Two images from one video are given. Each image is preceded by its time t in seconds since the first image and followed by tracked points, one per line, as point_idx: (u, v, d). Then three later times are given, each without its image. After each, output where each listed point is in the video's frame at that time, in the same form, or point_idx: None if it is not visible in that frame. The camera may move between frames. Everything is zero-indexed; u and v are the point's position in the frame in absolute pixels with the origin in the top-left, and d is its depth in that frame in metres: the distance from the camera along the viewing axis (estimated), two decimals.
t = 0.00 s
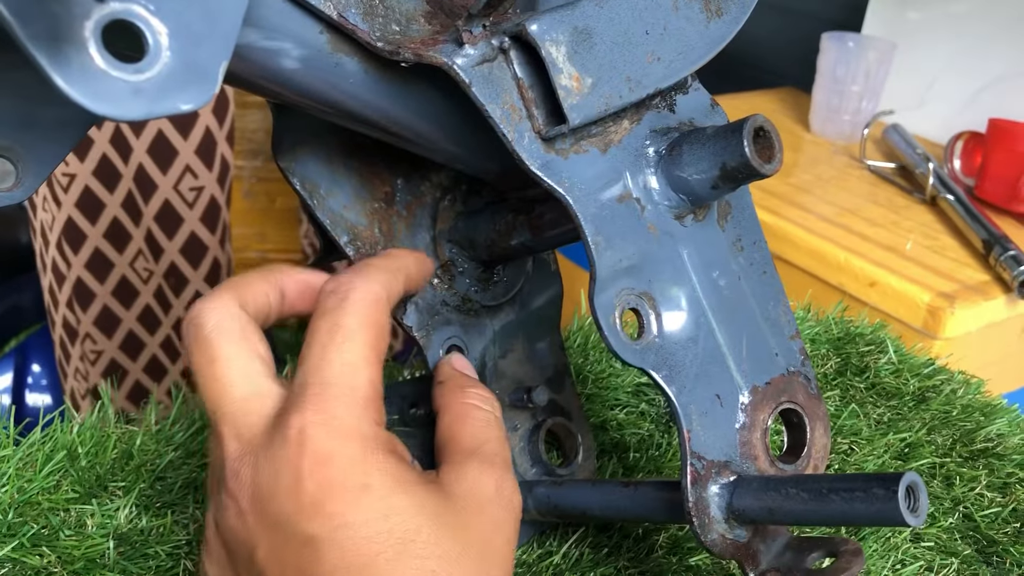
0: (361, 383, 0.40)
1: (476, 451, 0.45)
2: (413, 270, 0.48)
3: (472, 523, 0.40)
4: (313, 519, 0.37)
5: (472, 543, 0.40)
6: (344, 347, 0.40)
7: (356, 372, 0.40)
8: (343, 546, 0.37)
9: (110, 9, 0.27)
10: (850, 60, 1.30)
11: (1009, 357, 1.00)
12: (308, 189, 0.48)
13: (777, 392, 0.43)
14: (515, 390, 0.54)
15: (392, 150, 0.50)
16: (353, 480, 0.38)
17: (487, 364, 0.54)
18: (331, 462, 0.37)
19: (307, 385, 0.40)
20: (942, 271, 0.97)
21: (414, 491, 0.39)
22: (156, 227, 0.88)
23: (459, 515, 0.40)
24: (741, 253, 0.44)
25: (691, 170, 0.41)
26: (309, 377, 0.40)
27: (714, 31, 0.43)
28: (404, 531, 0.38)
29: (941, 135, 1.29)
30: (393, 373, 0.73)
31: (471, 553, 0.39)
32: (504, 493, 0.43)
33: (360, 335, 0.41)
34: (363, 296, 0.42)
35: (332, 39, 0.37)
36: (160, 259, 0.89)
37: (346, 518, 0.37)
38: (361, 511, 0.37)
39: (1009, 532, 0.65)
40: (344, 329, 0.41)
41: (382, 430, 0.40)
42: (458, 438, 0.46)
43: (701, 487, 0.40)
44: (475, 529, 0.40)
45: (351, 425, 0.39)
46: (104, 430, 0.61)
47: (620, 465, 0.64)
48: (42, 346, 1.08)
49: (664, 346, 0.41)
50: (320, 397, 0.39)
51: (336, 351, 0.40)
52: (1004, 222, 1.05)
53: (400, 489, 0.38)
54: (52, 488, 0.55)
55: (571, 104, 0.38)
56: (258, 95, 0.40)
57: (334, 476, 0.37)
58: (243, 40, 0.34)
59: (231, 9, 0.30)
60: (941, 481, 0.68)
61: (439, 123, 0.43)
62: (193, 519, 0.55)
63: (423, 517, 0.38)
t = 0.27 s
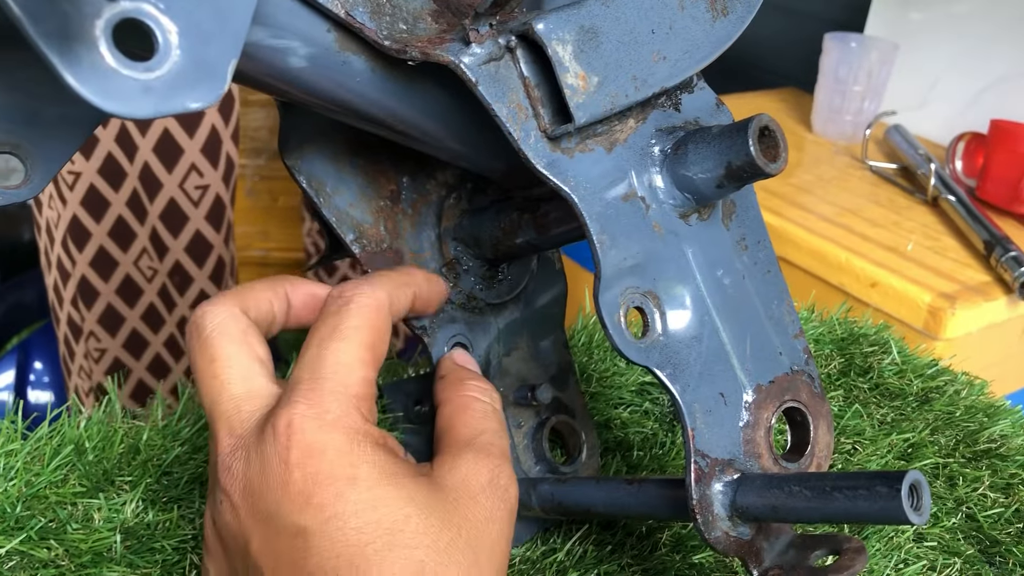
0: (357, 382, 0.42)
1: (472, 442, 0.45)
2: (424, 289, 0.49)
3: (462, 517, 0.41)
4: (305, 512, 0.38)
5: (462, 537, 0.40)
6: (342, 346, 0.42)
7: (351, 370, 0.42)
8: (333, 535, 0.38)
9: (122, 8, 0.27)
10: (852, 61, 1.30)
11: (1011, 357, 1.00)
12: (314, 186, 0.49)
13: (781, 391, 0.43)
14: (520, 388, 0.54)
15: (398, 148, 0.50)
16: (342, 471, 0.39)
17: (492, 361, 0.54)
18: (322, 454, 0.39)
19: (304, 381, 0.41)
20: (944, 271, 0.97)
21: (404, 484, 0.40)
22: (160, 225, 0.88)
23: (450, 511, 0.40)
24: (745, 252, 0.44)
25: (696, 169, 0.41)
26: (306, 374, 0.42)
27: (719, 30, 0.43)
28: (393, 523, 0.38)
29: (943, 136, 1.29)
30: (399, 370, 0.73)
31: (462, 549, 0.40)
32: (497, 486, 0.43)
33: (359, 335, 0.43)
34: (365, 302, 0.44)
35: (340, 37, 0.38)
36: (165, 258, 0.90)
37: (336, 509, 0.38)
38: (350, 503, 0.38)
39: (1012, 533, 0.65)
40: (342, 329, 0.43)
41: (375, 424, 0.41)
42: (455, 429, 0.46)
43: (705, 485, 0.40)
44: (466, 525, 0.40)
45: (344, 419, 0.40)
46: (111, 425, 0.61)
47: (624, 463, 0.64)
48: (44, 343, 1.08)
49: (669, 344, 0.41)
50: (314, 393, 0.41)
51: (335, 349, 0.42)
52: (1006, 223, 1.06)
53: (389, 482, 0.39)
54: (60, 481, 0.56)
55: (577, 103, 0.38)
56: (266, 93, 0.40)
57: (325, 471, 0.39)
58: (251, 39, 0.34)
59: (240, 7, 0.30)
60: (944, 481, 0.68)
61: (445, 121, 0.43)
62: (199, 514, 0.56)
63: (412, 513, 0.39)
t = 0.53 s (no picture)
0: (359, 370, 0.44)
1: (472, 431, 0.46)
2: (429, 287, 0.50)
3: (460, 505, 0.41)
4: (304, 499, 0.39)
5: (458, 526, 0.40)
6: (342, 337, 0.44)
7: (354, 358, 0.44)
8: (332, 519, 0.39)
9: (138, 7, 0.27)
10: (856, 62, 1.30)
11: (1016, 357, 1.00)
12: (324, 184, 0.49)
13: (787, 388, 0.44)
14: (527, 385, 0.55)
15: (406, 147, 0.51)
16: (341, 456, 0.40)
17: (500, 358, 0.54)
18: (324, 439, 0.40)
19: (307, 370, 0.43)
20: (947, 272, 0.97)
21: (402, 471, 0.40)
22: (168, 223, 0.89)
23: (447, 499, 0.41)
24: (752, 250, 0.45)
25: (703, 168, 0.41)
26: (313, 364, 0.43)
27: (726, 30, 0.43)
28: (389, 510, 0.39)
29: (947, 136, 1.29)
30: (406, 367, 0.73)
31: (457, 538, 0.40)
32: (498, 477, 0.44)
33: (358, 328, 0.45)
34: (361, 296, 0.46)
35: (351, 36, 0.38)
36: (172, 256, 0.90)
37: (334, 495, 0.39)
38: (349, 490, 0.39)
39: (1016, 532, 0.65)
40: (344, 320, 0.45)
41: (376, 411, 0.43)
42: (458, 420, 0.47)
43: (710, 481, 0.40)
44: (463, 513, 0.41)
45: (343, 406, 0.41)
46: (121, 420, 0.62)
47: (629, 460, 0.64)
48: (49, 341, 1.09)
49: (675, 342, 0.41)
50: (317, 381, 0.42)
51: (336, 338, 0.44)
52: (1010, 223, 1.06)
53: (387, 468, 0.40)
54: (71, 475, 0.56)
55: (585, 102, 0.39)
56: (278, 92, 0.40)
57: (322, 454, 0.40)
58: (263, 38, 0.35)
59: (253, 6, 0.30)
60: (949, 480, 0.68)
61: (454, 120, 0.43)
62: (209, 508, 0.57)
63: (407, 500, 0.39)
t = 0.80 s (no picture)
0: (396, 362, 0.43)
1: (489, 419, 0.46)
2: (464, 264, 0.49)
3: (478, 493, 0.41)
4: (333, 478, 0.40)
5: (477, 514, 0.41)
6: (386, 325, 0.44)
7: (394, 348, 0.43)
8: (355, 499, 0.39)
9: (149, 4, 0.27)
10: (861, 64, 1.30)
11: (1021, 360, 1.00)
12: (331, 183, 0.49)
13: (793, 386, 0.44)
14: (533, 384, 0.55)
15: (413, 146, 0.51)
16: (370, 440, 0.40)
17: (506, 357, 0.54)
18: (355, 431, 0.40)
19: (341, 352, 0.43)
20: (952, 274, 0.97)
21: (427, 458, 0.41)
22: (174, 223, 0.89)
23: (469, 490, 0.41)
24: (758, 249, 0.45)
25: (709, 166, 0.41)
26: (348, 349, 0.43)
27: (732, 29, 0.43)
28: (415, 496, 0.39)
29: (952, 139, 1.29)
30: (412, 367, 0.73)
31: (476, 526, 0.41)
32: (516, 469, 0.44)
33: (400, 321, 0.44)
34: (415, 288, 0.45)
35: (359, 35, 0.38)
36: (179, 256, 0.90)
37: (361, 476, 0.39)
38: (377, 474, 0.39)
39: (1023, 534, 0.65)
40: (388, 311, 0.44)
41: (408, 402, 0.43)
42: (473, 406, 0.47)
43: (717, 479, 0.40)
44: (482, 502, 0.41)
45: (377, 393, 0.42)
46: (130, 418, 0.63)
47: (636, 461, 0.64)
48: (55, 341, 1.09)
49: (682, 340, 0.41)
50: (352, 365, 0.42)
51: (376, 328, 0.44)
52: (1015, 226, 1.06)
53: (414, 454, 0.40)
54: (80, 472, 0.56)
55: (592, 100, 0.39)
56: (287, 91, 0.41)
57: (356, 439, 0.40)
58: (272, 36, 0.35)
59: (263, 4, 0.30)
60: (956, 482, 0.68)
61: (461, 120, 0.43)
62: (217, 505, 0.57)
63: (431, 489, 0.40)
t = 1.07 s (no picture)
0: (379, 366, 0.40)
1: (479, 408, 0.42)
2: (475, 295, 0.49)
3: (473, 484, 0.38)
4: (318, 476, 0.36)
5: (473, 505, 0.38)
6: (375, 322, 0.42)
7: (383, 349, 0.41)
8: (343, 491, 0.36)
9: (164, 4, 0.27)
10: (865, 65, 1.30)
11: None
12: (339, 181, 0.50)
13: (800, 381, 0.44)
14: (540, 381, 0.55)
15: (421, 144, 0.51)
16: (356, 435, 0.37)
17: (514, 355, 0.55)
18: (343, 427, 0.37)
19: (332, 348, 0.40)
20: (957, 274, 0.97)
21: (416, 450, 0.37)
22: (181, 222, 0.89)
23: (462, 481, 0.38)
24: (764, 244, 0.45)
25: (716, 162, 0.42)
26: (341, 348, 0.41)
27: (738, 27, 0.43)
28: (404, 490, 0.36)
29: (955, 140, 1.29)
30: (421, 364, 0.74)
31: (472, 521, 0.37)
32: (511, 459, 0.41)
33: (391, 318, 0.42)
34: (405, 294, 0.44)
35: (368, 34, 0.39)
36: (186, 254, 0.91)
37: (347, 473, 0.36)
38: (365, 469, 0.36)
39: None
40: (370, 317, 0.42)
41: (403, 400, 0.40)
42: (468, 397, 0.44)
43: (725, 473, 0.41)
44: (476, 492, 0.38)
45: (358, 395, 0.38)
46: (142, 414, 0.63)
47: (643, 459, 0.65)
48: (62, 340, 1.09)
49: (689, 334, 0.41)
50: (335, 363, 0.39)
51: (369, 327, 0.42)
52: (1018, 226, 1.06)
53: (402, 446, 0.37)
54: (92, 467, 0.57)
55: (600, 97, 0.39)
56: (297, 90, 0.41)
57: (336, 434, 0.37)
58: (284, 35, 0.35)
59: (278, 1, 0.31)
60: (963, 482, 0.68)
61: (469, 118, 0.44)
62: (226, 501, 0.57)
63: (422, 480, 0.37)
